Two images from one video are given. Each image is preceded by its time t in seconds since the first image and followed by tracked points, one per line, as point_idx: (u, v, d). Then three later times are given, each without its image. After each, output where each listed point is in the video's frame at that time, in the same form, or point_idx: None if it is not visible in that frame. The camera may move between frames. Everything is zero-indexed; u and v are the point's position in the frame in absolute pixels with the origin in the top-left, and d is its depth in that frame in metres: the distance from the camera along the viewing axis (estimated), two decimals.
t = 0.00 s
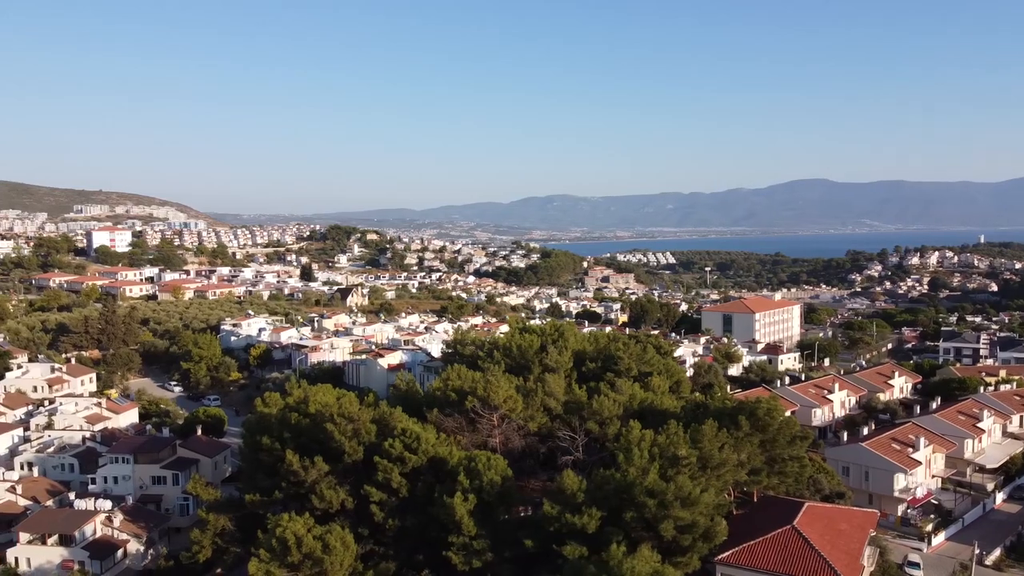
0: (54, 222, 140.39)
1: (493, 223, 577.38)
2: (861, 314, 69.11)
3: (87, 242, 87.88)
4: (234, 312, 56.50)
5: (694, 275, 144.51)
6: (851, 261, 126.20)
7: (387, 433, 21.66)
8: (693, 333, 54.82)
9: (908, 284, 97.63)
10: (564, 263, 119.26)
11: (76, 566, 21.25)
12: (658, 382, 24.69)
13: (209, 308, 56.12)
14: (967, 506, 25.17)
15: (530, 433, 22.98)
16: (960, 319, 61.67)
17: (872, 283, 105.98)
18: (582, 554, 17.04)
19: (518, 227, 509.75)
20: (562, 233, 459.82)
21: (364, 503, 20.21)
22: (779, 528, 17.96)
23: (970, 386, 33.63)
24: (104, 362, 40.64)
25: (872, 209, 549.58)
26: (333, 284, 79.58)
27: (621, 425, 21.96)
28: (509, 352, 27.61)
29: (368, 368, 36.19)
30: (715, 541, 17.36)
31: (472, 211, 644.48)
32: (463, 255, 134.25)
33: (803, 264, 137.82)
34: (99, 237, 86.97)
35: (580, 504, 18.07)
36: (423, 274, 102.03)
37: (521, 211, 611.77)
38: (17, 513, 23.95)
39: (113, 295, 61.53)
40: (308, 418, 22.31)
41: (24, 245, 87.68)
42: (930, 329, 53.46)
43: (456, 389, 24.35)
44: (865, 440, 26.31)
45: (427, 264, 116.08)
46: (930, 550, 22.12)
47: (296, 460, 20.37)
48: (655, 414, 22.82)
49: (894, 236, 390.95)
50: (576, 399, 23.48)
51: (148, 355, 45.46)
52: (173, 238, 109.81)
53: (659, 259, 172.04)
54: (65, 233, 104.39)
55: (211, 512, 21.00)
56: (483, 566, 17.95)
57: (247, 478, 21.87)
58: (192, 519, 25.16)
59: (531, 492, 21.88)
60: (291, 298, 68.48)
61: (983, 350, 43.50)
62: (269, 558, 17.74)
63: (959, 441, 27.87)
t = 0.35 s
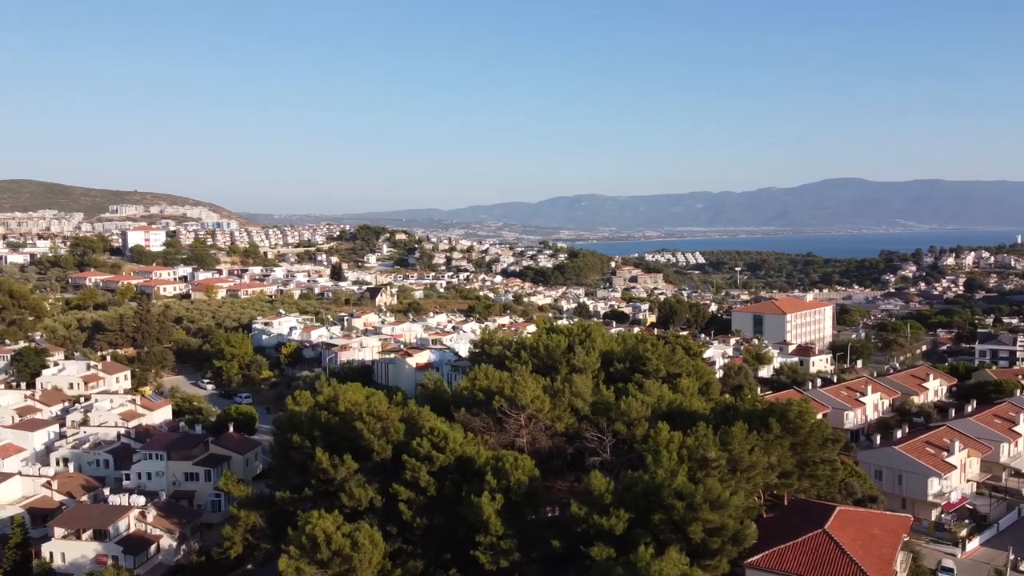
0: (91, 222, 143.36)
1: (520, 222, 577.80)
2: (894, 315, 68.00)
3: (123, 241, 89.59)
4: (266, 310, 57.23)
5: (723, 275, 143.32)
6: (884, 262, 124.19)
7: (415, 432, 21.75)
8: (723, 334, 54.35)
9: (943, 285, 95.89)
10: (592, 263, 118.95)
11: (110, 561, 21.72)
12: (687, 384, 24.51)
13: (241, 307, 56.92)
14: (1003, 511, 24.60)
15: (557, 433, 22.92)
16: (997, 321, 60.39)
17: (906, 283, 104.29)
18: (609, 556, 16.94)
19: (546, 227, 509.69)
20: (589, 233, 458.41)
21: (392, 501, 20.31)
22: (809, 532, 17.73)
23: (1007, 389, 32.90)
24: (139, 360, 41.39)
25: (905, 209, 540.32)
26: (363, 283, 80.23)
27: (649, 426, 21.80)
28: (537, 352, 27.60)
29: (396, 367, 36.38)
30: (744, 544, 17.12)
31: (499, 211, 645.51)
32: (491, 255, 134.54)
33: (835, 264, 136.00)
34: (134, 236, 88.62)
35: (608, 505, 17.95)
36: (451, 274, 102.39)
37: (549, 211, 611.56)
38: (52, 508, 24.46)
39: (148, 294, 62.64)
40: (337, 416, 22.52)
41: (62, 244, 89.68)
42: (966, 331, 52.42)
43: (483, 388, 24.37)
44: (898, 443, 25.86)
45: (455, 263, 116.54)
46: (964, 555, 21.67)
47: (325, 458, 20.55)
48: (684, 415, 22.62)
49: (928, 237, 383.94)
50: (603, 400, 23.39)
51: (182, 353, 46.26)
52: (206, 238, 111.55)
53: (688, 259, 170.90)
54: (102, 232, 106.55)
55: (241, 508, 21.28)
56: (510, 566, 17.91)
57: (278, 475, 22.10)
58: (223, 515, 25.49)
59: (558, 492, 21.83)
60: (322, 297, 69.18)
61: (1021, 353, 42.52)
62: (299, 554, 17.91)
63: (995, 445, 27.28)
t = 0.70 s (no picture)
0: (127, 221, 146.21)
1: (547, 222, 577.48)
2: (930, 316, 66.75)
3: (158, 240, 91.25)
4: (297, 309, 57.86)
5: (753, 275, 141.93)
6: (919, 262, 121.97)
7: (443, 431, 21.85)
8: (753, 335, 53.81)
9: (980, 286, 93.92)
10: (620, 263, 118.50)
11: (144, 556, 21.96)
12: (717, 386, 24.29)
13: (273, 305, 57.60)
14: None
15: (585, 434, 22.86)
16: None
17: (941, 284, 102.38)
18: (637, 558, 16.85)
19: (574, 226, 508.72)
20: (616, 233, 456.36)
21: (420, 500, 20.41)
22: (841, 536, 17.47)
23: None
24: (173, 358, 42.07)
25: (940, 208, 530.31)
26: (392, 283, 80.79)
27: (678, 428, 21.63)
28: (564, 352, 27.54)
29: (424, 366, 36.55)
30: (775, 548, 16.91)
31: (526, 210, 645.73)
32: (520, 254, 134.58)
33: (868, 264, 133.96)
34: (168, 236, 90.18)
35: (636, 506, 17.86)
36: (479, 273, 102.66)
37: (576, 211, 610.36)
38: (88, 503, 24.94)
39: (182, 292, 63.72)
40: (367, 414, 22.72)
41: (100, 243, 91.60)
42: (1005, 333, 51.27)
43: (511, 388, 24.42)
44: (933, 447, 25.39)
45: (483, 263, 116.81)
46: (1001, 561, 21.20)
47: (355, 456, 20.73)
48: (714, 417, 22.42)
49: (964, 237, 376.44)
50: (631, 401, 23.28)
51: (215, 351, 46.95)
52: (239, 237, 113.12)
53: (718, 258, 169.55)
54: (138, 232, 108.58)
55: (272, 505, 21.53)
56: (538, 566, 17.88)
57: (309, 472, 22.34)
58: (254, 512, 25.81)
59: (586, 493, 21.77)
60: (352, 296, 69.75)
61: None
62: (328, 552, 18.06)
63: None
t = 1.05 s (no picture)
0: (163, 221, 148.90)
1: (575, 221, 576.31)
2: (967, 317, 65.31)
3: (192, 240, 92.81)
4: (328, 308, 58.42)
5: (785, 276, 140.16)
6: (956, 262, 119.46)
7: (472, 430, 21.92)
8: (785, 336, 53.18)
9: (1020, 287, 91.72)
10: (650, 263, 117.81)
11: (177, 551, 22.25)
12: (748, 388, 24.01)
13: (305, 304, 58.26)
14: None
15: (613, 435, 22.76)
16: None
17: (979, 284, 100.14)
18: (667, 560, 16.74)
19: (603, 226, 507.09)
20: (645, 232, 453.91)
21: (449, 499, 20.47)
22: (874, 541, 17.20)
23: None
24: (207, 355, 42.74)
25: (978, 207, 519.17)
26: (421, 282, 81.20)
27: (709, 430, 21.41)
28: (593, 353, 27.45)
29: (453, 366, 36.66)
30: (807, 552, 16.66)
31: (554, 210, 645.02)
32: (549, 254, 134.40)
33: (903, 265, 131.65)
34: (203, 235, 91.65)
35: (666, 508, 17.73)
36: (508, 273, 102.71)
37: (605, 211, 608.32)
38: (123, 498, 25.39)
39: (216, 291, 64.73)
40: (396, 413, 22.90)
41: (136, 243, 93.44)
42: None
43: (539, 388, 24.39)
44: (969, 450, 24.86)
45: (511, 263, 116.90)
46: None
47: (385, 454, 20.87)
48: (745, 420, 22.18)
49: (1002, 237, 368.12)
50: (661, 402, 23.12)
51: (248, 349, 47.61)
52: (271, 237, 114.56)
53: (749, 258, 167.81)
54: (174, 231, 110.47)
55: (303, 502, 21.76)
56: (566, 567, 17.82)
57: (339, 470, 22.54)
58: (285, 509, 26.10)
59: (615, 494, 21.69)
60: (381, 295, 70.27)
61: None
62: (358, 549, 18.19)
63: None
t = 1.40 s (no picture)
0: (198, 221, 151.34)
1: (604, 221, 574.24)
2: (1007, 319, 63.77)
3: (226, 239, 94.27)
4: (358, 307, 58.91)
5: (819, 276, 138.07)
6: (996, 262, 116.70)
7: (500, 429, 21.98)
8: (818, 337, 52.46)
9: None
10: (680, 263, 116.89)
11: (211, 546, 22.62)
12: (780, 390, 23.72)
13: (336, 303, 58.85)
14: None
15: (642, 437, 22.63)
16: None
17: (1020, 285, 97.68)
18: (697, 563, 16.61)
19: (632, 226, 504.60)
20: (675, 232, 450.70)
21: (477, 498, 20.53)
22: (908, 546, 16.89)
23: None
24: (241, 354, 43.43)
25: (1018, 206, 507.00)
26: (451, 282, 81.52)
27: (740, 432, 21.17)
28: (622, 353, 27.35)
29: (482, 365, 36.76)
30: (840, 557, 16.38)
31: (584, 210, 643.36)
32: (578, 254, 134.02)
33: (941, 265, 128.95)
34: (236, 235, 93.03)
35: (696, 511, 17.59)
36: (537, 273, 102.61)
37: (635, 210, 605.16)
38: (158, 494, 25.84)
39: (249, 290, 65.67)
40: (425, 412, 23.06)
41: (172, 242, 95.13)
42: None
43: (568, 388, 24.37)
44: (1006, 454, 24.35)
45: (540, 263, 116.78)
46: None
47: (414, 453, 21.00)
48: (777, 422, 21.92)
49: None
50: (691, 403, 22.95)
51: (280, 348, 48.24)
52: (304, 237, 115.87)
53: (782, 258, 165.75)
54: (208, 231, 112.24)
55: (334, 499, 21.99)
56: (595, 568, 17.76)
57: (369, 468, 22.73)
58: (317, 505, 26.38)
59: (644, 495, 21.60)
60: (411, 295, 70.72)
61: None
62: (388, 546, 18.32)
63: None
